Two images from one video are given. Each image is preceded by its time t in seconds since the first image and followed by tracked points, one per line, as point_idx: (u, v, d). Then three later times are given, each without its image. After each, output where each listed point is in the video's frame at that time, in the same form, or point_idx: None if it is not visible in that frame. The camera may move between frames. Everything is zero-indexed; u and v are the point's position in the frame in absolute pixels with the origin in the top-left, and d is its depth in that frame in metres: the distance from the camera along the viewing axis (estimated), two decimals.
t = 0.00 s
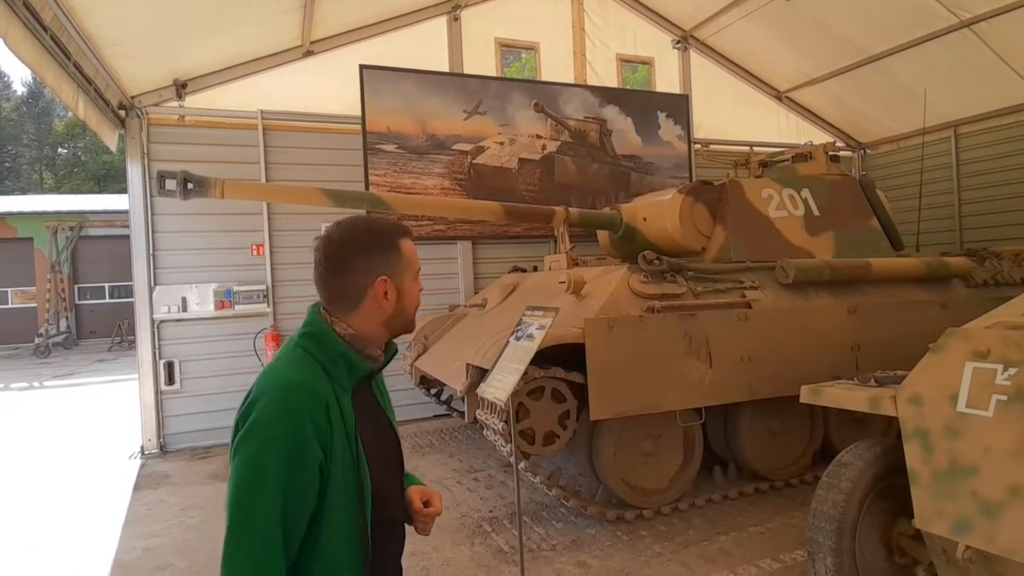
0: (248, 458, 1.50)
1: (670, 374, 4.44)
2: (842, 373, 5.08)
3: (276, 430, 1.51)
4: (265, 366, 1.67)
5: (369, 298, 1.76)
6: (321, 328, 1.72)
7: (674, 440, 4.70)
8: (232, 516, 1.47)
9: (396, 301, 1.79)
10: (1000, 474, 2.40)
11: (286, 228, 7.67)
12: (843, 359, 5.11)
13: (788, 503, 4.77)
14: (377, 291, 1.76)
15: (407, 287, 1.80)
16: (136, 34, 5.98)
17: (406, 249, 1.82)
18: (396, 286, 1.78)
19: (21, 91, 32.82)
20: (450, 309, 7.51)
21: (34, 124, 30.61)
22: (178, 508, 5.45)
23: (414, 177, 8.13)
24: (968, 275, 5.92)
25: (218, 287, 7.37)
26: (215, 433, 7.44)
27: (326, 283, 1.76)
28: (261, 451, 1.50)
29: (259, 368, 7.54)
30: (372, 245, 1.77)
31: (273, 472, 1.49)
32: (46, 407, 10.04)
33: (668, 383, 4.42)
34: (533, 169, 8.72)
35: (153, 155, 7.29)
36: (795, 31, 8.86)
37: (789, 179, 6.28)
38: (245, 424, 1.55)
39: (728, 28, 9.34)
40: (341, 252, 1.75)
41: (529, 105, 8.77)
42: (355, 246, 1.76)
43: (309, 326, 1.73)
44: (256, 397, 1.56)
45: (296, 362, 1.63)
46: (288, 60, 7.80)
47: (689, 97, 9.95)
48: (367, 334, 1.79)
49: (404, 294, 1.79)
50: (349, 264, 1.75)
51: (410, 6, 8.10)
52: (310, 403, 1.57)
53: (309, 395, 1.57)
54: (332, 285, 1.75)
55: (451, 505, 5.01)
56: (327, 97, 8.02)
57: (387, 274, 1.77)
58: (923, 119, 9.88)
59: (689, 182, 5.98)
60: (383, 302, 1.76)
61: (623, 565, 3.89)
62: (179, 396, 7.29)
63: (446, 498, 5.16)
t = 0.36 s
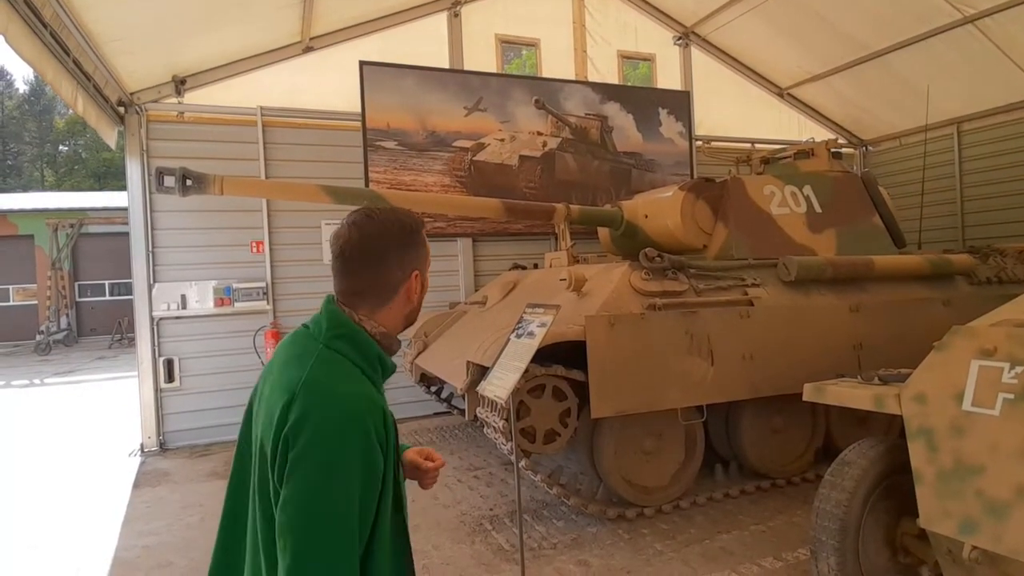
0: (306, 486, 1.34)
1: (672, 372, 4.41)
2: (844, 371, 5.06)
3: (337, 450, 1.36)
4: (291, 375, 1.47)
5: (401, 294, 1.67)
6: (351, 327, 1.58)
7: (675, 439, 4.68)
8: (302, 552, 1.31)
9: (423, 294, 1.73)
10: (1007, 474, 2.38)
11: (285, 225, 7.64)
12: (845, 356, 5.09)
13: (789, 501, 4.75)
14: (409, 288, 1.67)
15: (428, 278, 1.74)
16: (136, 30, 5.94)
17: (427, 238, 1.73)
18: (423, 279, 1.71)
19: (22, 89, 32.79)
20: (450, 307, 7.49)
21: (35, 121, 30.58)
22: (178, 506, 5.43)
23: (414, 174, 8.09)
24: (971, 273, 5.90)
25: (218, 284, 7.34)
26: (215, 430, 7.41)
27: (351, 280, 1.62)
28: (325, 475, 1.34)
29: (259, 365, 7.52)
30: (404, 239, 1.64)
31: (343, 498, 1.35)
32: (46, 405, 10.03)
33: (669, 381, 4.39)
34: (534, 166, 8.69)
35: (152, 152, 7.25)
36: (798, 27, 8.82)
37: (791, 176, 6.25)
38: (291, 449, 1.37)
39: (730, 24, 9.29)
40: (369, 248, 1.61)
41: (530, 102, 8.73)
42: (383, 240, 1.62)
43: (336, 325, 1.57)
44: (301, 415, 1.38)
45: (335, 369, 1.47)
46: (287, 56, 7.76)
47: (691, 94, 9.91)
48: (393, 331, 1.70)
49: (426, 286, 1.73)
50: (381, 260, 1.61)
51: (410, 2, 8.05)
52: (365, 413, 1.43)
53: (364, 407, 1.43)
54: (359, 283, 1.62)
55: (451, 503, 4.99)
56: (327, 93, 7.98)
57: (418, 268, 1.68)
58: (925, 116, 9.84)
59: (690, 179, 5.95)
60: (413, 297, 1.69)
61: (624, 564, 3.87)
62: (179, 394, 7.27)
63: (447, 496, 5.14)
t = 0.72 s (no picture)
0: (359, 464, 1.45)
1: (677, 371, 4.38)
2: (850, 370, 5.03)
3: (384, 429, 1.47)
4: (320, 364, 1.54)
5: (380, 283, 1.76)
6: (351, 315, 1.65)
7: (680, 438, 4.65)
8: (365, 521, 1.43)
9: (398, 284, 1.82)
10: None
11: (285, 222, 7.59)
12: (850, 355, 5.06)
13: (795, 501, 4.73)
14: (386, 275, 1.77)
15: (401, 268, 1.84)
16: (138, 24, 5.89)
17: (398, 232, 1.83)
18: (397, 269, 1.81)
19: (21, 86, 32.67)
20: (452, 304, 7.44)
21: (34, 118, 30.45)
22: (178, 505, 5.39)
23: (415, 171, 8.04)
24: (976, 272, 5.88)
25: (217, 281, 7.29)
26: (214, 429, 7.36)
27: (333, 274, 1.71)
28: (375, 453, 1.46)
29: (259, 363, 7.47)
30: (377, 234, 1.74)
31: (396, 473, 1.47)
32: (44, 402, 9.96)
33: (674, 380, 4.36)
34: (535, 164, 8.64)
35: (152, 148, 7.19)
36: (801, 23, 8.80)
37: (795, 174, 6.22)
38: (340, 434, 1.46)
39: (733, 21, 9.26)
40: (346, 242, 1.70)
41: (532, 99, 8.68)
42: (359, 234, 1.72)
43: (340, 314, 1.65)
44: (347, 399, 1.48)
45: (364, 355, 1.57)
46: (288, 52, 7.70)
47: (693, 91, 9.87)
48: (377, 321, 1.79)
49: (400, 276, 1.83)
50: (359, 255, 1.71)
51: None
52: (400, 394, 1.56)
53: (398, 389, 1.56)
54: (341, 276, 1.71)
55: (454, 502, 4.96)
56: (328, 89, 7.91)
57: (393, 258, 1.78)
58: (928, 114, 9.82)
59: (694, 177, 5.91)
60: (390, 288, 1.79)
61: (630, 564, 3.84)
62: (178, 392, 7.21)
63: (449, 496, 5.11)
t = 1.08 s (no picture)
0: (376, 426, 1.81)
1: (683, 377, 4.34)
2: (854, 376, 5.02)
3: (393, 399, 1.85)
4: (337, 346, 1.89)
5: (346, 286, 2.07)
6: (343, 312, 2.00)
7: (685, 444, 4.60)
8: (379, 464, 1.80)
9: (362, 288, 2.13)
10: None
11: (281, 223, 7.48)
12: (854, 361, 5.05)
13: (800, 508, 4.70)
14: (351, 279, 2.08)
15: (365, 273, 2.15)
16: (137, 20, 5.79)
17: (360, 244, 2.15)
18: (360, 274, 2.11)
19: (7, 83, 32.20)
20: (450, 307, 7.37)
21: (22, 116, 29.99)
22: (173, 512, 5.27)
23: (413, 172, 7.97)
24: (975, 278, 5.91)
25: (212, 283, 7.17)
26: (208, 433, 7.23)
27: (307, 282, 2.03)
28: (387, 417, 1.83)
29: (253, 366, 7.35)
30: (340, 246, 2.06)
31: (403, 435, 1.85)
32: (31, 405, 9.75)
33: (681, 385, 4.32)
34: (533, 166, 8.60)
35: (146, 147, 7.05)
36: (800, 28, 8.83)
37: (796, 179, 6.21)
38: (361, 396, 1.82)
39: (731, 25, 9.27)
40: (316, 254, 2.03)
41: (530, 101, 8.63)
42: (327, 247, 2.05)
43: (336, 311, 1.98)
44: (366, 373, 1.84)
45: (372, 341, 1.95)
46: (285, 51, 7.60)
47: (690, 95, 9.87)
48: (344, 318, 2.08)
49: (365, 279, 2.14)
50: (326, 264, 2.03)
51: None
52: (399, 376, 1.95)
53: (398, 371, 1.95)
54: (313, 281, 2.03)
55: (455, 509, 4.89)
56: (325, 89, 7.82)
57: (355, 265, 2.10)
58: (923, 120, 9.89)
59: (697, 181, 5.89)
60: (354, 289, 2.09)
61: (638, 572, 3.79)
62: (171, 395, 7.08)
63: (451, 502, 5.04)
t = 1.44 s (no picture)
0: (411, 423, 2.11)
1: (688, 382, 4.26)
2: (857, 380, 4.97)
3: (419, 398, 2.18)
4: (369, 353, 2.16)
5: (355, 304, 2.30)
6: (362, 323, 2.27)
7: (689, 450, 4.53)
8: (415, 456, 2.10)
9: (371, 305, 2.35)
10: None
11: (274, 224, 7.34)
12: (857, 366, 5.00)
13: (805, 514, 4.64)
14: (360, 297, 2.31)
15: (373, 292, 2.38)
16: (127, 15, 5.64)
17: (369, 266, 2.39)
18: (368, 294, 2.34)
19: None
20: (446, 310, 7.26)
21: (6, 114, 29.50)
22: (162, 521, 5.10)
23: (409, 173, 7.87)
24: (974, 282, 5.89)
25: (202, 285, 7.01)
26: (197, 439, 7.06)
27: (321, 299, 2.26)
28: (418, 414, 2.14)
29: (244, 370, 7.19)
30: (350, 269, 2.30)
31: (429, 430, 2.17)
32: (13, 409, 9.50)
33: (686, 391, 4.24)
34: (530, 168, 8.53)
35: (135, 145, 6.89)
36: (796, 32, 8.84)
37: (797, 182, 6.18)
38: (398, 397, 2.12)
39: (728, 28, 9.26)
40: (330, 275, 2.27)
41: (527, 102, 8.56)
42: (340, 269, 2.29)
43: (357, 323, 2.25)
44: (400, 376, 2.15)
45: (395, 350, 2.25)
46: (279, 49, 7.46)
47: (686, 98, 9.85)
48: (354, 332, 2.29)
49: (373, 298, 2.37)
50: (338, 284, 2.26)
51: None
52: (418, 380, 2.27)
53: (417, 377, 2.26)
54: (329, 298, 2.26)
55: (454, 517, 4.78)
56: (320, 88, 7.69)
57: (364, 286, 2.33)
58: (917, 125, 9.93)
59: (698, 183, 5.84)
60: (363, 307, 2.32)
61: None
62: (159, 400, 6.91)
63: (449, 510, 4.92)
